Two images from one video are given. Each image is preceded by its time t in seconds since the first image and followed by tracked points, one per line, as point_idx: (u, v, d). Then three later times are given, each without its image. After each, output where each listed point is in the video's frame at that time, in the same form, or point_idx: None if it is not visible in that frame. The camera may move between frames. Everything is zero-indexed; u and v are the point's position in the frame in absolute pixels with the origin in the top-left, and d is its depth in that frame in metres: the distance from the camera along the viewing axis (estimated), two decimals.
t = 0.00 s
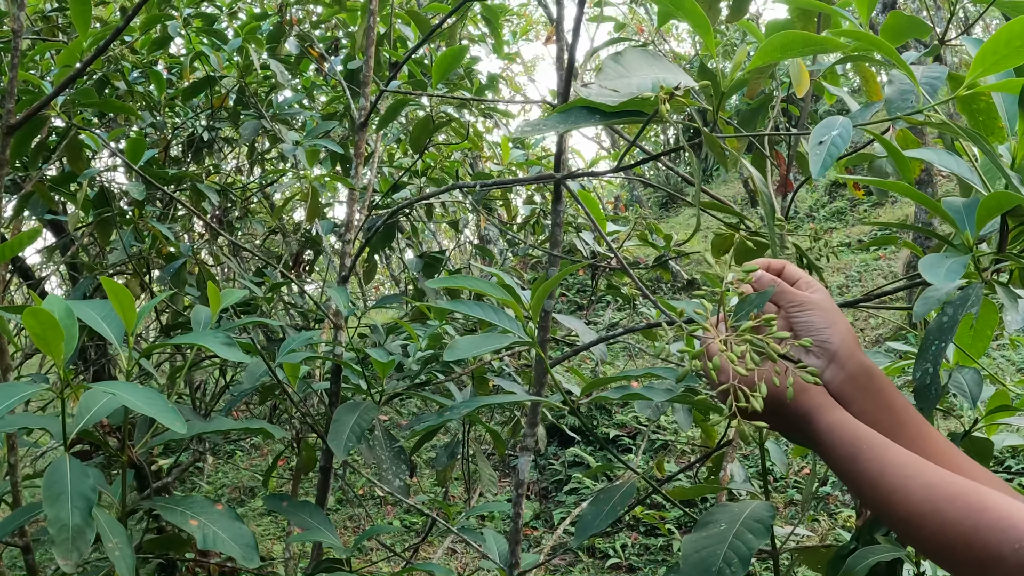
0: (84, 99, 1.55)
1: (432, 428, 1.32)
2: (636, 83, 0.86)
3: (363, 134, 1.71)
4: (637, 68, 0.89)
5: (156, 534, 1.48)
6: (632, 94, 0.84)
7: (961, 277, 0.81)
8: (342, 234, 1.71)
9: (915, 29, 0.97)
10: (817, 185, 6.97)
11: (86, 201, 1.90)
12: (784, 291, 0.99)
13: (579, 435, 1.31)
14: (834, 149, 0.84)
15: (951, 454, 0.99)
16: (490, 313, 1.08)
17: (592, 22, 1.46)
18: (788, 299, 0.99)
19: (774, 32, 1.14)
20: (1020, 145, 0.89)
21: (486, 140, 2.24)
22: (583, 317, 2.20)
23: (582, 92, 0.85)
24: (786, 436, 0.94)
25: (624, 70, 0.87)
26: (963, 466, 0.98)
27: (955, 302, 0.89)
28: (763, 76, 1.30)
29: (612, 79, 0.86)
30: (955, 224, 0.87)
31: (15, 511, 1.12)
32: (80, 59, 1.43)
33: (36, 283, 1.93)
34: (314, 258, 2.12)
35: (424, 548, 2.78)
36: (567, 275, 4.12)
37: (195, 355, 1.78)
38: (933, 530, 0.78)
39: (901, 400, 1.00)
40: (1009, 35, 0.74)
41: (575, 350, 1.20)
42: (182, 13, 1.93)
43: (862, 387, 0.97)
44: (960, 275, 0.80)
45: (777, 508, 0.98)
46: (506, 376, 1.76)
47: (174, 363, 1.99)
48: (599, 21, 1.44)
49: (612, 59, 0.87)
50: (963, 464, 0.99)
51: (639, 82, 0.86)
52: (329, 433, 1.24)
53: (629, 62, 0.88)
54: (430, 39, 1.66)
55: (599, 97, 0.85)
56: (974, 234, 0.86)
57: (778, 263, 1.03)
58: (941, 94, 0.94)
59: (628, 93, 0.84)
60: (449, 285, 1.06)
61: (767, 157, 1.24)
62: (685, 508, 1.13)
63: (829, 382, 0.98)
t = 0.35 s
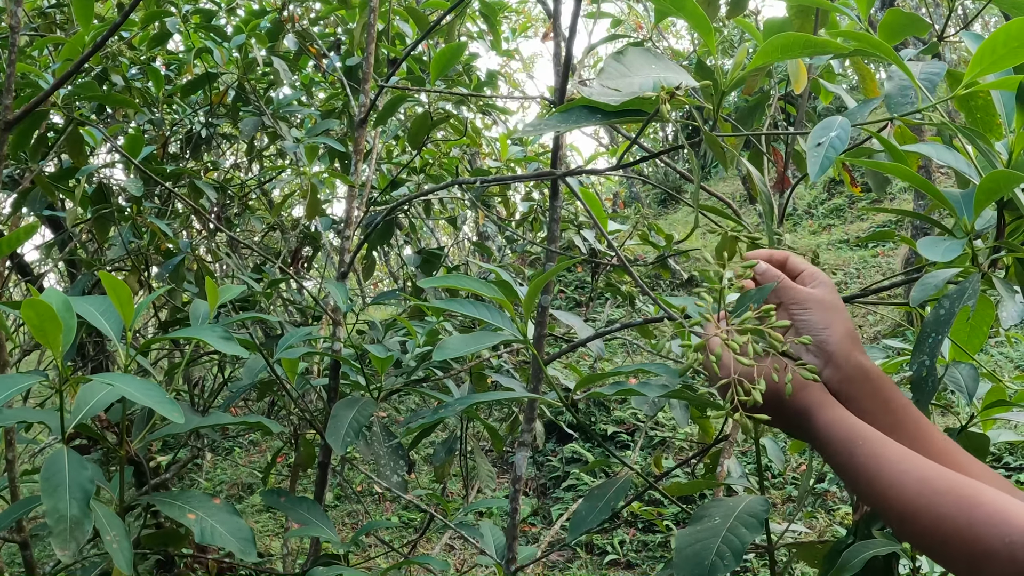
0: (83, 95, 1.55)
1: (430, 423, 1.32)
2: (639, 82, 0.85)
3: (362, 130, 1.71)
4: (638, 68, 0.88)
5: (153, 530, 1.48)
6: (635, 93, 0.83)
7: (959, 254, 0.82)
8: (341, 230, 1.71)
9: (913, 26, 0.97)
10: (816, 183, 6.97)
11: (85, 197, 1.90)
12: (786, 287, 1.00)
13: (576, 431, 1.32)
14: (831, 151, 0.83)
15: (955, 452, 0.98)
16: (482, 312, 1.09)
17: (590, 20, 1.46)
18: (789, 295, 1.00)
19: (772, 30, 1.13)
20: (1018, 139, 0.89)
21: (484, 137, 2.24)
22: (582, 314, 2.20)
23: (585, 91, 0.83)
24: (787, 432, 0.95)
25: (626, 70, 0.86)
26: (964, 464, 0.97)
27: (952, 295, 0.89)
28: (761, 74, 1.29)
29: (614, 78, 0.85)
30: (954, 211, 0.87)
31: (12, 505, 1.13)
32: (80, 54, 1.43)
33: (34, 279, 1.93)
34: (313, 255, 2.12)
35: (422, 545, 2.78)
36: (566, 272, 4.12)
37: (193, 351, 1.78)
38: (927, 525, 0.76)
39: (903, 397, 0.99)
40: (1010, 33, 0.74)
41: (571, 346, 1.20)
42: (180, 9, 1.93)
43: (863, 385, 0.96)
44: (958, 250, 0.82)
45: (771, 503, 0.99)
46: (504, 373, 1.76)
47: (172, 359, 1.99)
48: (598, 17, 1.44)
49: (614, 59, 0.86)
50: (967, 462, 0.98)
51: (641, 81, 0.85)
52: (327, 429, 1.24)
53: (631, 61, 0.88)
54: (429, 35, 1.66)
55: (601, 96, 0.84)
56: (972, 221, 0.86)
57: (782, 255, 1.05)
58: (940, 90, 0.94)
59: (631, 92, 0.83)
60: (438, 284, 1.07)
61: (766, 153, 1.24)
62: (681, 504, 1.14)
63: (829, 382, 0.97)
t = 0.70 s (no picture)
0: (84, 93, 1.55)
1: (430, 422, 1.32)
2: (645, 66, 0.89)
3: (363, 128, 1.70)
4: (643, 52, 0.92)
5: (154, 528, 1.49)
6: (642, 76, 0.87)
7: (957, 254, 0.82)
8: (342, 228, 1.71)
9: (916, 25, 0.97)
10: (815, 180, 6.97)
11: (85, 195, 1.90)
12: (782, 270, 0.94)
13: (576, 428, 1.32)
14: (837, 133, 0.86)
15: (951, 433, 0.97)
16: (482, 309, 1.09)
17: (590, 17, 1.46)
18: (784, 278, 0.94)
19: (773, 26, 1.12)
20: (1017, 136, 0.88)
21: (484, 134, 2.24)
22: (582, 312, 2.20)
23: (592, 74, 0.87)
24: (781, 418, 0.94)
25: (631, 54, 0.90)
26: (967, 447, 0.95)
27: (950, 293, 0.89)
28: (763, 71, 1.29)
29: (621, 63, 0.89)
30: (954, 210, 0.88)
31: (14, 504, 1.13)
32: (81, 53, 1.43)
33: (35, 278, 1.93)
34: (313, 253, 2.12)
35: (422, 543, 2.78)
36: (565, 270, 4.11)
37: (194, 349, 1.78)
38: (917, 518, 0.77)
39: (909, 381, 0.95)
40: (1007, 18, 0.74)
41: (571, 344, 1.20)
42: (181, 7, 1.93)
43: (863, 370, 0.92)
44: (957, 250, 0.82)
45: (771, 500, 0.99)
46: (503, 371, 1.76)
47: (172, 356, 1.99)
48: (598, 15, 1.44)
49: (620, 43, 0.90)
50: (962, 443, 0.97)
51: (647, 65, 0.89)
52: (328, 427, 1.24)
53: (637, 46, 0.91)
54: (429, 33, 1.65)
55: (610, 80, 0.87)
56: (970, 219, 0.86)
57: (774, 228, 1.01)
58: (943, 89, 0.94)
59: (638, 76, 0.87)
60: (439, 281, 1.07)
61: (767, 151, 1.24)
62: (681, 501, 1.14)
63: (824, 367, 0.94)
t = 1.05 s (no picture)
0: (83, 92, 1.56)
1: (429, 420, 1.33)
2: (606, 99, 0.85)
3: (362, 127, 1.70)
4: (608, 83, 0.87)
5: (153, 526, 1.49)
6: (601, 111, 0.83)
7: (944, 269, 0.81)
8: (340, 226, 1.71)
9: (914, 23, 0.98)
10: (816, 178, 6.96)
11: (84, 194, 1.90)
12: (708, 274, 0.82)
13: (574, 427, 1.32)
14: (809, 172, 0.82)
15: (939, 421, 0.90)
16: (480, 309, 1.09)
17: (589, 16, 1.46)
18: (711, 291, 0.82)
19: (771, 27, 1.16)
20: (1011, 135, 0.87)
21: (483, 133, 2.24)
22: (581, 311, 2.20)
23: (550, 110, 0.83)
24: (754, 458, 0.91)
25: (595, 86, 0.86)
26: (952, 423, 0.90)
27: (944, 294, 0.89)
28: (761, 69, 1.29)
29: (581, 96, 0.84)
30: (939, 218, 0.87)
31: (13, 502, 1.13)
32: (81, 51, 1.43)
33: (35, 276, 1.93)
34: (312, 251, 2.12)
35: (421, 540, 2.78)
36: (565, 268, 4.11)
37: (193, 347, 1.78)
38: (904, 547, 0.73)
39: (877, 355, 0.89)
40: (1001, 53, 0.73)
41: (569, 343, 1.20)
42: (180, 6, 1.93)
43: (821, 338, 0.86)
44: (944, 265, 0.81)
45: (768, 500, 0.99)
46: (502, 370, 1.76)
47: (171, 354, 1.99)
48: (596, 15, 1.45)
49: (582, 75, 0.86)
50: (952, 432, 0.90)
51: (608, 98, 0.85)
52: (326, 426, 1.24)
53: (600, 76, 0.87)
54: (428, 32, 1.65)
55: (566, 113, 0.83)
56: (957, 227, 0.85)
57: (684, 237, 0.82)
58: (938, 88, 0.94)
59: (599, 111, 0.83)
60: (436, 281, 1.07)
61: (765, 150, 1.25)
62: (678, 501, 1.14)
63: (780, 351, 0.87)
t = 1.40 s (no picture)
0: (85, 92, 1.55)
1: (432, 419, 1.33)
2: (586, 105, 0.85)
3: (364, 126, 1.70)
4: (590, 89, 0.88)
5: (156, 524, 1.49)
6: (578, 118, 0.84)
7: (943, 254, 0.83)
8: (343, 225, 1.71)
9: (915, 23, 0.98)
10: (817, 177, 6.95)
11: (87, 193, 1.91)
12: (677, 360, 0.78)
13: (578, 426, 1.32)
14: (797, 179, 0.80)
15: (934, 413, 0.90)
16: (486, 307, 1.09)
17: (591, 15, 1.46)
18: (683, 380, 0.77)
19: (774, 25, 1.15)
20: (1015, 134, 0.86)
21: (485, 132, 2.24)
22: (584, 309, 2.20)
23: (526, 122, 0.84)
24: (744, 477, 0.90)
25: (575, 93, 0.86)
26: (944, 416, 0.89)
27: (948, 288, 0.89)
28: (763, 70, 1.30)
29: (559, 104, 0.85)
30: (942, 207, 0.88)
31: (18, 501, 1.13)
32: (83, 51, 1.44)
33: (38, 275, 1.94)
34: (315, 250, 2.13)
35: (423, 539, 2.79)
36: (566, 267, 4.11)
37: (196, 346, 1.79)
38: (900, 558, 0.74)
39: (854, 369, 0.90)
40: (993, 54, 0.72)
41: (573, 342, 1.20)
42: (182, 5, 1.93)
43: (795, 369, 0.88)
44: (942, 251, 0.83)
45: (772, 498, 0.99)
46: (505, 368, 1.77)
47: (174, 353, 1.99)
48: (599, 13, 1.44)
49: (561, 82, 0.87)
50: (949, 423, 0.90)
51: (586, 104, 0.85)
52: (329, 425, 1.24)
53: (581, 82, 0.88)
54: (430, 30, 1.64)
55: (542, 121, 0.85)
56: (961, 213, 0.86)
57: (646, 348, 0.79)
58: (940, 85, 0.95)
59: (575, 118, 0.84)
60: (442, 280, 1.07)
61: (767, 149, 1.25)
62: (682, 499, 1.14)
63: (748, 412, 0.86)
